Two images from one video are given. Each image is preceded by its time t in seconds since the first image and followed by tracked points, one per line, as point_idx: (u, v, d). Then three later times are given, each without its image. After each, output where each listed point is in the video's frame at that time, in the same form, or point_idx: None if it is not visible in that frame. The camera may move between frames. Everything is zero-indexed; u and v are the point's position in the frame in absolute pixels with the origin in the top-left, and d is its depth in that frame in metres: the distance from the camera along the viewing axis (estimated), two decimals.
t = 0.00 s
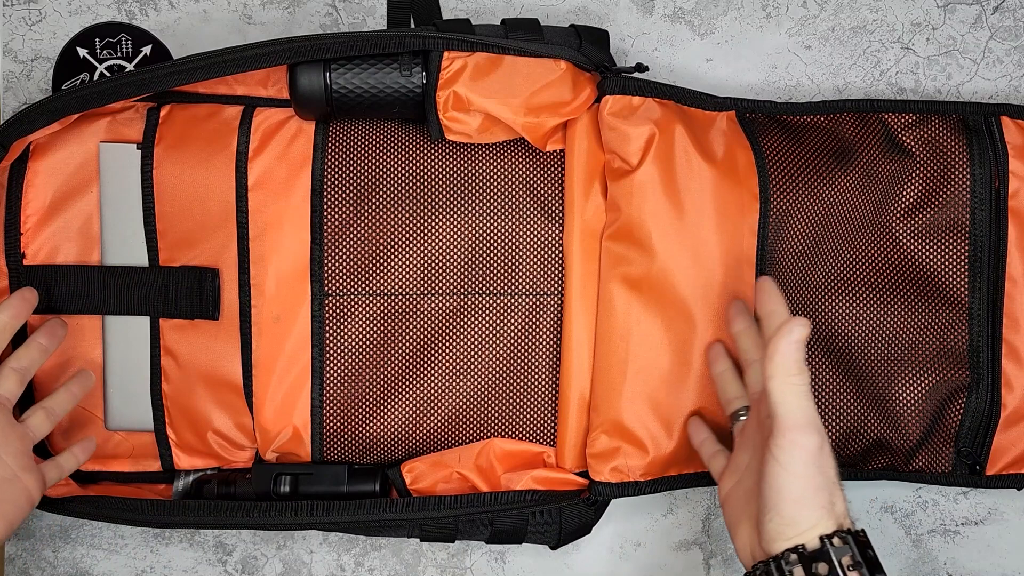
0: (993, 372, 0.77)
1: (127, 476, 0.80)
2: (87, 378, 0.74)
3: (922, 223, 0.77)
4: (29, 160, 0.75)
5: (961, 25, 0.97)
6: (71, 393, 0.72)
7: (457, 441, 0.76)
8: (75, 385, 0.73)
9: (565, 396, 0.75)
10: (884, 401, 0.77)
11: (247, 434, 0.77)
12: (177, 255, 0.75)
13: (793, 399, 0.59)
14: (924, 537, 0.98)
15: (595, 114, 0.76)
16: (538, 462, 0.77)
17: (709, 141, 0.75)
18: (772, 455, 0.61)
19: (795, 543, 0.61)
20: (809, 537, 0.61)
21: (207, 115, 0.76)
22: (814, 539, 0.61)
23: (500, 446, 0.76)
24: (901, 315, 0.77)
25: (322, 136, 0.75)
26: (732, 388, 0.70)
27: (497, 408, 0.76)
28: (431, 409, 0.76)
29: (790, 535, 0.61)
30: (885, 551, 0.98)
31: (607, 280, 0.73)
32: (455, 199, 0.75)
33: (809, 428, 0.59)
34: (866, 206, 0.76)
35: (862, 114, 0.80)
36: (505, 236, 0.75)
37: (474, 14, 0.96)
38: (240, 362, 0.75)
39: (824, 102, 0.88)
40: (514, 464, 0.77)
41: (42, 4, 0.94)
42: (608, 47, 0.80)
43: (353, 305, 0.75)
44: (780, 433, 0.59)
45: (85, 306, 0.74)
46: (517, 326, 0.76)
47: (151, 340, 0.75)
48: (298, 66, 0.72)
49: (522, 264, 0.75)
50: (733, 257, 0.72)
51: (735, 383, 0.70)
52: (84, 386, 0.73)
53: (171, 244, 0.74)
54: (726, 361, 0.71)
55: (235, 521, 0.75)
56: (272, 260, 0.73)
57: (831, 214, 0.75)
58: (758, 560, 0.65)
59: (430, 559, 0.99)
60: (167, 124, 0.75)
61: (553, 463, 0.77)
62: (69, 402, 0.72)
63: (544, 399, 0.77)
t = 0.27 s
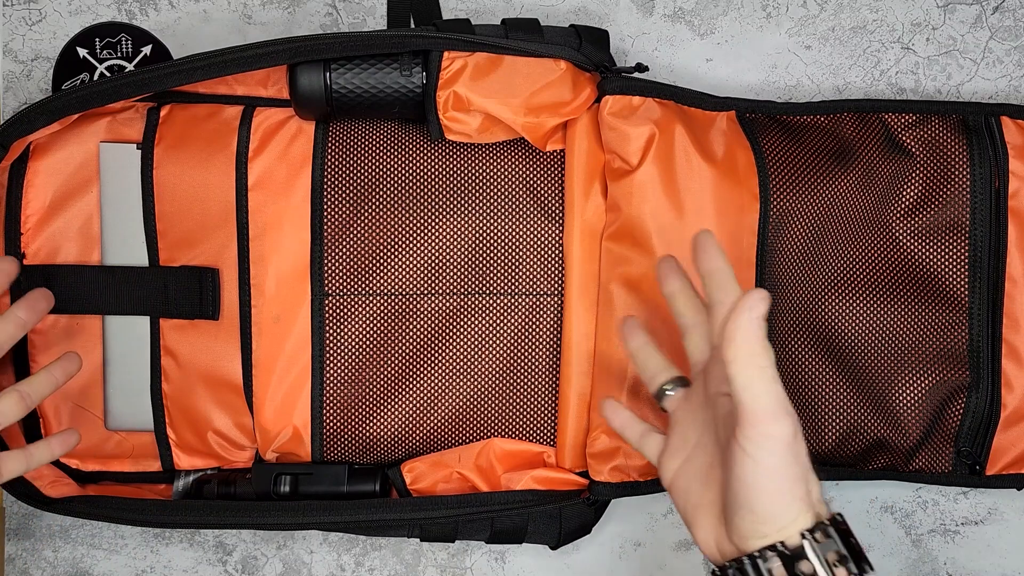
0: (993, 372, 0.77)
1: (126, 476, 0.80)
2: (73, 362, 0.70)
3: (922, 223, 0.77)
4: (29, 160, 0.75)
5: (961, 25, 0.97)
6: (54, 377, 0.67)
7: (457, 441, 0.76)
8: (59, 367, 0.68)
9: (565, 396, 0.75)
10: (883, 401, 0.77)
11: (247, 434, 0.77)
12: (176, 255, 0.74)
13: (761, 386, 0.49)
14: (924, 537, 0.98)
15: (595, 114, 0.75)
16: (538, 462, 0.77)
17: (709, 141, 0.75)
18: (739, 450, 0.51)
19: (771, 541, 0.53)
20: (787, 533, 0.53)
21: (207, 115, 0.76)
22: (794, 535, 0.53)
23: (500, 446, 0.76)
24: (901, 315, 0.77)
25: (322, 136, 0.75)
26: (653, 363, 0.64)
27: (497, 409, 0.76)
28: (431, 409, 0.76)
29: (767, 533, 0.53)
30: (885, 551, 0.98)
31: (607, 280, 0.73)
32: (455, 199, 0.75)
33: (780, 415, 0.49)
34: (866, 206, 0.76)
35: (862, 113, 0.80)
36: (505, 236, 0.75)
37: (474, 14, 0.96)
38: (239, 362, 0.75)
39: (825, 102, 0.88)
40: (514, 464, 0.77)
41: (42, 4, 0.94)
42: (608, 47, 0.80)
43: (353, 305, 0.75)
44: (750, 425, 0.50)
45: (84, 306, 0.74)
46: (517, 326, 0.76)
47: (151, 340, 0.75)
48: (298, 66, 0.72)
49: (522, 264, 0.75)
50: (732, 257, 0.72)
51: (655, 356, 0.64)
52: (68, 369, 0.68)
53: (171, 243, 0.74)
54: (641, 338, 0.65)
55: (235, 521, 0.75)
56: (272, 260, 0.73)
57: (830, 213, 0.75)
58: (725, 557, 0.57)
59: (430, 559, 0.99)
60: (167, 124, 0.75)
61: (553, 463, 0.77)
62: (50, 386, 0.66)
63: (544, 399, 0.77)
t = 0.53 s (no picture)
0: (993, 372, 0.77)
1: (126, 476, 0.80)
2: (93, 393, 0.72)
3: (922, 223, 0.77)
4: (29, 161, 0.75)
5: (961, 25, 0.97)
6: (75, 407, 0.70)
7: (457, 442, 0.76)
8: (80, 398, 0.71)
9: (565, 396, 0.75)
10: (883, 401, 0.77)
11: (247, 434, 0.77)
12: (176, 255, 0.74)
13: (674, 373, 0.56)
14: (924, 537, 0.98)
15: (595, 114, 0.75)
16: (538, 462, 0.77)
17: (709, 141, 0.75)
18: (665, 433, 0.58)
19: (705, 518, 0.59)
20: (717, 508, 0.59)
21: (208, 115, 0.76)
22: (723, 509, 0.59)
23: (500, 446, 0.76)
24: (900, 315, 0.77)
25: (322, 136, 0.75)
26: (626, 374, 0.68)
27: (497, 409, 0.76)
28: (431, 409, 0.76)
29: (699, 510, 0.59)
30: (885, 551, 0.98)
31: (608, 280, 0.73)
32: (455, 199, 0.75)
33: (692, 398, 0.56)
34: (866, 206, 0.76)
35: (862, 113, 0.80)
36: (506, 236, 0.75)
37: (474, 14, 0.96)
38: (240, 362, 0.75)
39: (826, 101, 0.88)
40: (515, 464, 0.77)
41: (42, 4, 0.94)
42: (608, 47, 0.80)
43: (353, 305, 0.75)
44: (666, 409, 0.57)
45: (84, 306, 0.73)
46: (517, 326, 0.76)
47: (151, 340, 0.75)
48: (298, 66, 0.72)
49: (523, 264, 0.75)
50: (732, 257, 0.72)
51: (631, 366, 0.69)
52: (89, 399, 0.71)
53: (171, 244, 0.74)
54: (622, 354, 0.70)
55: (235, 521, 0.75)
56: (272, 260, 0.73)
57: (830, 213, 0.75)
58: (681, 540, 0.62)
59: (430, 559, 0.99)
60: (167, 124, 0.75)
61: (553, 463, 0.77)
62: (72, 413, 0.69)
63: (544, 399, 0.77)
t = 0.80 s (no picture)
0: (993, 372, 0.77)
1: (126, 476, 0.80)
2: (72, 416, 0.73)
3: (922, 223, 0.77)
4: (29, 161, 0.75)
5: (961, 25, 0.97)
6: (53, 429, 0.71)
7: (457, 442, 0.76)
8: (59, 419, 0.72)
9: (565, 396, 0.75)
10: (883, 401, 0.77)
11: (247, 434, 0.77)
12: (176, 255, 0.74)
13: (730, 415, 0.57)
14: (924, 537, 0.98)
15: (595, 115, 0.75)
16: (538, 462, 0.77)
17: (709, 141, 0.75)
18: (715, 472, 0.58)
19: (746, 561, 0.56)
20: (759, 552, 0.56)
21: (208, 115, 0.76)
22: (765, 554, 0.56)
23: (500, 446, 0.76)
24: (901, 315, 0.77)
25: (322, 136, 0.75)
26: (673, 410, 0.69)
27: (497, 409, 0.76)
28: (432, 409, 0.76)
29: (742, 552, 0.56)
30: (885, 551, 0.98)
31: (608, 280, 0.73)
32: (455, 199, 0.75)
33: (746, 441, 0.57)
34: (866, 206, 0.76)
35: (862, 113, 0.80)
36: (506, 236, 0.75)
37: (475, 14, 0.96)
38: (240, 362, 0.75)
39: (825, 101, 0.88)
40: (514, 464, 0.77)
41: (42, 4, 0.94)
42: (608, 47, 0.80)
43: (353, 304, 0.75)
44: (720, 448, 0.57)
45: (84, 306, 0.73)
46: (517, 326, 0.76)
47: (151, 341, 0.75)
48: (298, 66, 0.72)
49: (523, 264, 0.75)
50: (732, 257, 0.72)
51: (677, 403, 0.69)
52: (68, 420, 0.72)
53: (171, 244, 0.74)
54: (667, 388, 0.70)
55: (235, 521, 0.75)
56: (272, 260, 0.73)
57: (830, 213, 0.75)
58: None
59: (430, 559, 0.99)
60: (167, 124, 0.75)
61: (553, 463, 0.77)
62: (50, 435, 0.70)
63: (544, 399, 0.77)
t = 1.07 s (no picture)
0: (993, 372, 0.77)
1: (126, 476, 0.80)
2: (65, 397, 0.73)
3: (922, 223, 0.77)
4: (29, 161, 0.75)
5: (961, 25, 0.97)
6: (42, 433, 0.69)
7: (457, 442, 0.76)
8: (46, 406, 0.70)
9: (565, 396, 0.75)
10: (883, 401, 0.77)
11: (247, 434, 0.77)
12: (176, 255, 0.74)
13: (792, 483, 0.58)
14: (924, 537, 0.98)
15: (595, 115, 0.76)
16: (538, 462, 0.77)
17: (709, 141, 0.75)
18: (767, 535, 0.60)
19: None
20: None
21: (208, 115, 0.76)
22: None
23: (500, 446, 0.76)
24: (901, 315, 0.77)
25: (322, 136, 0.75)
26: (746, 476, 0.68)
27: (497, 409, 0.76)
28: (432, 409, 0.76)
29: None
30: (885, 551, 0.98)
31: (608, 279, 0.73)
32: (455, 199, 0.75)
33: (802, 510, 0.58)
34: (866, 206, 0.76)
35: (862, 114, 0.80)
36: (506, 237, 0.75)
37: (474, 14, 0.96)
38: (240, 362, 0.75)
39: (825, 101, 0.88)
40: (514, 464, 0.77)
41: (42, 4, 0.94)
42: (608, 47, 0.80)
43: (353, 304, 0.75)
44: (777, 513, 0.58)
45: (85, 306, 0.74)
46: (517, 326, 0.76)
47: (151, 341, 0.75)
48: (298, 66, 0.72)
49: (523, 264, 0.75)
50: (732, 257, 0.72)
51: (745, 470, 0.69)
52: (55, 428, 0.70)
53: (172, 244, 0.74)
54: (738, 452, 0.70)
55: (235, 521, 0.75)
56: (272, 260, 0.73)
57: (830, 214, 0.75)
58: None
59: (430, 559, 0.99)
60: (168, 124, 0.75)
61: (553, 463, 0.77)
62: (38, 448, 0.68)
63: (544, 399, 0.77)
